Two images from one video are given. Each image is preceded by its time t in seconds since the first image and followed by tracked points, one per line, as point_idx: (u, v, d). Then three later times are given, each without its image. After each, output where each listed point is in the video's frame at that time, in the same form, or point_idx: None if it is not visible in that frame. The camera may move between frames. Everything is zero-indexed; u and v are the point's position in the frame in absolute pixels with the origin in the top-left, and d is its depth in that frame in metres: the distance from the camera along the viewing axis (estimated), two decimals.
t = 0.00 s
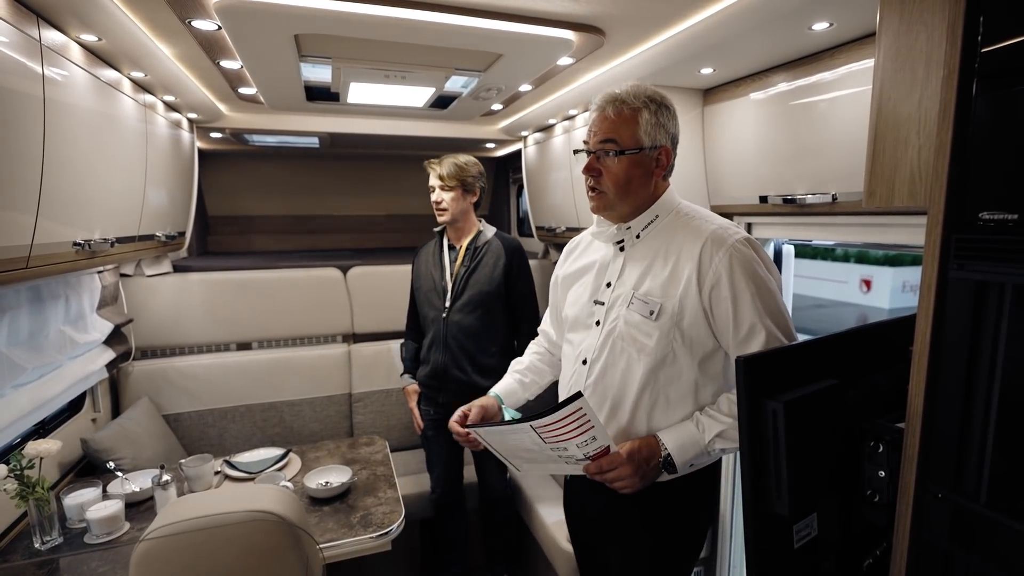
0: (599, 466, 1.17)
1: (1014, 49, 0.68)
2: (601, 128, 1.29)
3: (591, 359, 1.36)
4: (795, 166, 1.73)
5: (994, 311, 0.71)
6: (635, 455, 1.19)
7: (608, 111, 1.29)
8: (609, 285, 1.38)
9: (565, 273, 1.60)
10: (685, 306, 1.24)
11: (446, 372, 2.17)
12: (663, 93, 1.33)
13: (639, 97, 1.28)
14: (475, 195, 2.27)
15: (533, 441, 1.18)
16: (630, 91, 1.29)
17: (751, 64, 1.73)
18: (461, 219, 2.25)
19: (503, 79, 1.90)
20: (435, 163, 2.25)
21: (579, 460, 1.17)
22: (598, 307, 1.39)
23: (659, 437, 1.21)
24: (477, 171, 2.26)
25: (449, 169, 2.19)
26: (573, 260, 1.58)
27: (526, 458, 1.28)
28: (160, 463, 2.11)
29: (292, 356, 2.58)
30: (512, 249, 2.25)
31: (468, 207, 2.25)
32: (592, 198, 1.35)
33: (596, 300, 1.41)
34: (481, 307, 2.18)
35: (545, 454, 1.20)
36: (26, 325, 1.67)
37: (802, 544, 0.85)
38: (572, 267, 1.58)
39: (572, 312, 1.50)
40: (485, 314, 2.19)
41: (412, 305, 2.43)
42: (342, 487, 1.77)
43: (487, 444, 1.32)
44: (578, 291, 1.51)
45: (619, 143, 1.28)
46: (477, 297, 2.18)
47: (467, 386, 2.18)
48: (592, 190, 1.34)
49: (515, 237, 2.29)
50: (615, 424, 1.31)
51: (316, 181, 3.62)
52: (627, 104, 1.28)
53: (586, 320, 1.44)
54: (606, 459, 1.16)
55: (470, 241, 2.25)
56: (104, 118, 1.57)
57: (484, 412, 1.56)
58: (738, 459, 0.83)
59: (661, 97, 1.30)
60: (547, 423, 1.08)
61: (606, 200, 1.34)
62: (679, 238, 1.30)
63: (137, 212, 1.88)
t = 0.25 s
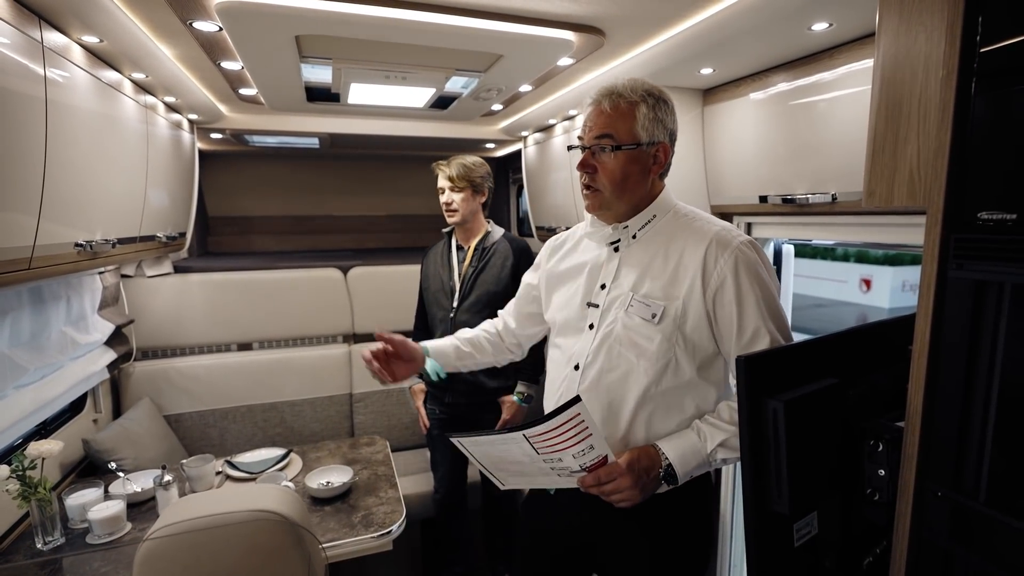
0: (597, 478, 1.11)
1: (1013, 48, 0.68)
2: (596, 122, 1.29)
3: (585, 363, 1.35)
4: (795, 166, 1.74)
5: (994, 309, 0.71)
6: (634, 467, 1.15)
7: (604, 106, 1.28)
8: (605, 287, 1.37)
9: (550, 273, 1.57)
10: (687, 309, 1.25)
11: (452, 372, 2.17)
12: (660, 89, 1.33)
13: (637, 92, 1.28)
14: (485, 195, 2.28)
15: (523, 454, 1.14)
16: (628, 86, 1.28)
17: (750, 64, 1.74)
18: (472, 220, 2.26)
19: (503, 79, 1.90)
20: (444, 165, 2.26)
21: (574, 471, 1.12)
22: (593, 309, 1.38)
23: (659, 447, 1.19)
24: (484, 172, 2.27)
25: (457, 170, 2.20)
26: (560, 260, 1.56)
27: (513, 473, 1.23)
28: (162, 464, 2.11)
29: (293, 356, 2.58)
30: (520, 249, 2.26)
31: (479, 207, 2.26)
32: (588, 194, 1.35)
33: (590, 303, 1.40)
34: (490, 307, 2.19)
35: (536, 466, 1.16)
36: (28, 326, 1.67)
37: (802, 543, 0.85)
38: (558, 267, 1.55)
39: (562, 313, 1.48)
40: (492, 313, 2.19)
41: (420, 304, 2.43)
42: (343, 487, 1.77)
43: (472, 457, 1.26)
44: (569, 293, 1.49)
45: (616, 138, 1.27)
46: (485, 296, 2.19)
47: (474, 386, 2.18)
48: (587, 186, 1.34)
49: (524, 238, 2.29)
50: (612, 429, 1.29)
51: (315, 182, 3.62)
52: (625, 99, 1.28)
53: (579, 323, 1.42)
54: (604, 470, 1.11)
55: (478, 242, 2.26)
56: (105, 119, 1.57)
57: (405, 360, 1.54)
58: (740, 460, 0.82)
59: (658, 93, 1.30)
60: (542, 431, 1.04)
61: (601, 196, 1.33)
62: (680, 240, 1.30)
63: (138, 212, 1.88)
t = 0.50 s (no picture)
0: (608, 495, 1.10)
1: (1009, 47, 0.69)
2: (569, 120, 1.25)
3: (570, 367, 1.30)
4: (793, 166, 1.75)
5: (990, 307, 0.71)
6: (642, 478, 1.14)
7: (577, 102, 1.25)
8: (586, 285, 1.33)
9: (516, 269, 1.50)
10: (676, 308, 1.26)
11: (457, 372, 2.18)
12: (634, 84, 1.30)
13: (609, 88, 1.25)
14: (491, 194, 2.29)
15: (524, 481, 1.08)
16: (600, 82, 1.25)
17: (749, 64, 1.74)
18: (479, 219, 2.26)
19: (502, 79, 1.91)
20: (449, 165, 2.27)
21: (580, 491, 1.09)
22: (573, 309, 1.33)
23: (659, 452, 1.18)
24: (490, 171, 2.29)
25: (462, 170, 2.22)
26: (526, 254, 1.48)
27: (510, 503, 1.16)
28: (162, 463, 2.12)
29: (294, 356, 2.59)
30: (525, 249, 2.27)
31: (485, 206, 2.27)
32: (562, 194, 1.31)
33: (570, 302, 1.35)
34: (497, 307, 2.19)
35: (538, 494, 1.12)
36: (29, 326, 1.67)
37: (801, 539, 0.86)
38: (525, 262, 1.48)
39: (537, 314, 1.41)
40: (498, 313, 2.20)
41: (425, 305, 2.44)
42: (343, 486, 1.77)
43: (465, 496, 1.16)
44: (540, 291, 1.42)
45: (588, 135, 1.24)
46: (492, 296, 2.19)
47: (479, 386, 2.18)
48: (561, 186, 1.30)
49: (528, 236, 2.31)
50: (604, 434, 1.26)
51: (315, 182, 3.63)
52: (597, 96, 1.24)
53: (556, 323, 1.36)
54: (613, 484, 1.10)
55: (484, 242, 2.26)
56: (106, 120, 1.58)
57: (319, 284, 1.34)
58: (738, 459, 0.83)
59: (631, 88, 1.27)
60: (551, 456, 1.00)
61: (575, 195, 1.29)
62: (663, 238, 1.31)
63: (139, 213, 1.88)
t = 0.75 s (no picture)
0: (598, 495, 1.11)
1: (1008, 46, 0.69)
2: (518, 121, 1.23)
3: (536, 368, 1.28)
4: (794, 165, 1.75)
5: (989, 305, 0.72)
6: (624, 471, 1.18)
7: (525, 103, 1.23)
8: (546, 285, 1.31)
9: (461, 265, 1.42)
10: (636, 305, 1.30)
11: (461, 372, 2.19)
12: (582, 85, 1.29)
13: (558, 89, 1.23)
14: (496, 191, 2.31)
15: (521, 499, 1.05)
16: (548, 82, 1.23)
17: (749, 64, 1.75)
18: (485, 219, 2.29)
19: (503, 79, 1.91)
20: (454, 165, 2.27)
21: (570, 497, 1.10)
22: (535, 310, 1.30)
23: (631, 445, 1.22)
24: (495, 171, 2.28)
25: (468, 170, 2.20)
26: (473, 250, 1.41)
27: (503, 526, 1.11)
28: (165, 463, 2.12)
29: (296, 356, 2.60)
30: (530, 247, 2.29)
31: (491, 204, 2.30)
32: (511, 196, 1.28)
33: (530, 303, 1.31)
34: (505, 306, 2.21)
35: (529, 509, 1.08)
36: (33, 326, 1.68)
37: (802, 535, 0.86)
38: (473, 258, 1.40)
39: (494, 315, 1.35)
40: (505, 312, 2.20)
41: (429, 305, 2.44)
42: (345, 485, 1.78)
43: (456, 528, 1.08)
44: (493, 291, 1.36)
45: (537, 137, 1.22)
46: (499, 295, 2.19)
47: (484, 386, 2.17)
48: (510, 188, 1.27)
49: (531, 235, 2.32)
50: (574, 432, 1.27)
51: (316, 182, 3.64)
52: (546, 97, 1.23)
53: (515, 325, 1.32)
54: (600, 484, 1.12)
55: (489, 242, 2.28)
56: (109, 120, 1.58)
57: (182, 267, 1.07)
58: (741, 455, 0.83)
59: (580, 89, 1.25)
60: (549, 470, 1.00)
61: (525, 197, 1.27)
62: (618, 236, 1.33)
63: (142, 213, 1.89)
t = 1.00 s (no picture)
0: (574, 482, 1.21)
1: (1012, 50, 0.71)
2: (477, 129, 1.24)
3: (511, 369, 1.32)
4: (797, 166, 1.77)
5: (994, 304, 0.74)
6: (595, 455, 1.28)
7: (484, 111, 1.24)
8: (514, 287, 1.35)
9: (422, 268, 1.42)
10: (599, 303, 1.39)
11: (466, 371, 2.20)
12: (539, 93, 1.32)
13: (516, 97, 1.25)
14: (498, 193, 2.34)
15: (504, 488, 1.12)
16: (507, 90, 1.25)
17: (752, 66, 1.77)
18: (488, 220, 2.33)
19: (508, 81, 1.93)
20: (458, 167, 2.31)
21: (546, 485, 1.17)
22: (505, 312, 1.34)
23: (598, 432, 1.32)
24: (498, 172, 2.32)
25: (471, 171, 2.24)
26: (436, 254, 1.41)
27: (484, 516, 1.19)
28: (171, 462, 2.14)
29: (301, 355, 2.61)
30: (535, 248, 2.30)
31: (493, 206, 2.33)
32: (470, 202, 1.29)
33: (499, 305, 1.34)
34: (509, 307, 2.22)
35: (511, 498, 1.16)
36: (43, 325, 1.69)
37: (809, 531, 0.88)
38: (436, 261, 1.40)
39: (465, 318, 1.36)
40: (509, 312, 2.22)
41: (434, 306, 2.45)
42: (352, 483, 1.79)
43: (440, 521, 1.17)
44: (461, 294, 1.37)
45: (497, 145, 1.24)
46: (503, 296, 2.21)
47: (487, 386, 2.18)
48: (469, 194, 1.28)
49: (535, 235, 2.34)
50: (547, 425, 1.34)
51: (319, 182, 3.65)
52: (504, 105, 1.24)
53: (485, 327, 1.34)
54: (575, 471, 1.22)
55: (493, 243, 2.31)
56: (120, 122, 1.60)
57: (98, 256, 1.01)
58: (750, 452, 0.85)
59: (538, 98, 1.28)
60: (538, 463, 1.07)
61: (484, 203, 1.28)
62: (577, 238, 1.42)
63: (150, 213, 1.90)
